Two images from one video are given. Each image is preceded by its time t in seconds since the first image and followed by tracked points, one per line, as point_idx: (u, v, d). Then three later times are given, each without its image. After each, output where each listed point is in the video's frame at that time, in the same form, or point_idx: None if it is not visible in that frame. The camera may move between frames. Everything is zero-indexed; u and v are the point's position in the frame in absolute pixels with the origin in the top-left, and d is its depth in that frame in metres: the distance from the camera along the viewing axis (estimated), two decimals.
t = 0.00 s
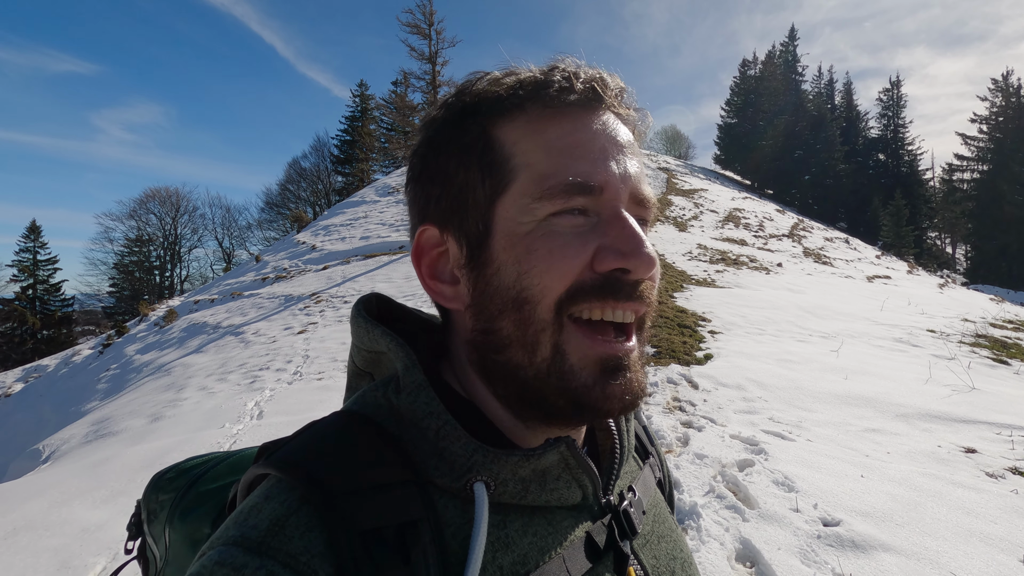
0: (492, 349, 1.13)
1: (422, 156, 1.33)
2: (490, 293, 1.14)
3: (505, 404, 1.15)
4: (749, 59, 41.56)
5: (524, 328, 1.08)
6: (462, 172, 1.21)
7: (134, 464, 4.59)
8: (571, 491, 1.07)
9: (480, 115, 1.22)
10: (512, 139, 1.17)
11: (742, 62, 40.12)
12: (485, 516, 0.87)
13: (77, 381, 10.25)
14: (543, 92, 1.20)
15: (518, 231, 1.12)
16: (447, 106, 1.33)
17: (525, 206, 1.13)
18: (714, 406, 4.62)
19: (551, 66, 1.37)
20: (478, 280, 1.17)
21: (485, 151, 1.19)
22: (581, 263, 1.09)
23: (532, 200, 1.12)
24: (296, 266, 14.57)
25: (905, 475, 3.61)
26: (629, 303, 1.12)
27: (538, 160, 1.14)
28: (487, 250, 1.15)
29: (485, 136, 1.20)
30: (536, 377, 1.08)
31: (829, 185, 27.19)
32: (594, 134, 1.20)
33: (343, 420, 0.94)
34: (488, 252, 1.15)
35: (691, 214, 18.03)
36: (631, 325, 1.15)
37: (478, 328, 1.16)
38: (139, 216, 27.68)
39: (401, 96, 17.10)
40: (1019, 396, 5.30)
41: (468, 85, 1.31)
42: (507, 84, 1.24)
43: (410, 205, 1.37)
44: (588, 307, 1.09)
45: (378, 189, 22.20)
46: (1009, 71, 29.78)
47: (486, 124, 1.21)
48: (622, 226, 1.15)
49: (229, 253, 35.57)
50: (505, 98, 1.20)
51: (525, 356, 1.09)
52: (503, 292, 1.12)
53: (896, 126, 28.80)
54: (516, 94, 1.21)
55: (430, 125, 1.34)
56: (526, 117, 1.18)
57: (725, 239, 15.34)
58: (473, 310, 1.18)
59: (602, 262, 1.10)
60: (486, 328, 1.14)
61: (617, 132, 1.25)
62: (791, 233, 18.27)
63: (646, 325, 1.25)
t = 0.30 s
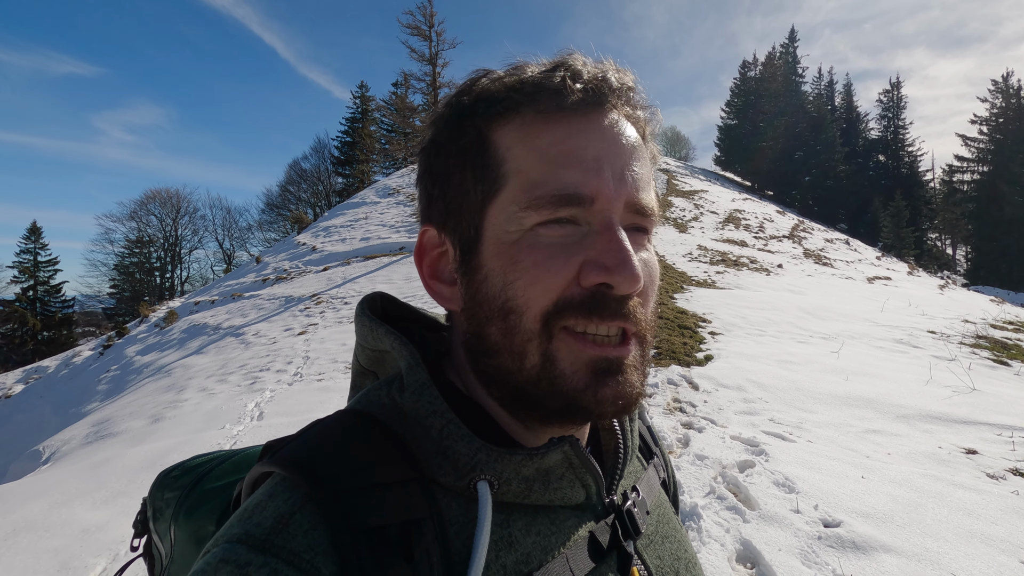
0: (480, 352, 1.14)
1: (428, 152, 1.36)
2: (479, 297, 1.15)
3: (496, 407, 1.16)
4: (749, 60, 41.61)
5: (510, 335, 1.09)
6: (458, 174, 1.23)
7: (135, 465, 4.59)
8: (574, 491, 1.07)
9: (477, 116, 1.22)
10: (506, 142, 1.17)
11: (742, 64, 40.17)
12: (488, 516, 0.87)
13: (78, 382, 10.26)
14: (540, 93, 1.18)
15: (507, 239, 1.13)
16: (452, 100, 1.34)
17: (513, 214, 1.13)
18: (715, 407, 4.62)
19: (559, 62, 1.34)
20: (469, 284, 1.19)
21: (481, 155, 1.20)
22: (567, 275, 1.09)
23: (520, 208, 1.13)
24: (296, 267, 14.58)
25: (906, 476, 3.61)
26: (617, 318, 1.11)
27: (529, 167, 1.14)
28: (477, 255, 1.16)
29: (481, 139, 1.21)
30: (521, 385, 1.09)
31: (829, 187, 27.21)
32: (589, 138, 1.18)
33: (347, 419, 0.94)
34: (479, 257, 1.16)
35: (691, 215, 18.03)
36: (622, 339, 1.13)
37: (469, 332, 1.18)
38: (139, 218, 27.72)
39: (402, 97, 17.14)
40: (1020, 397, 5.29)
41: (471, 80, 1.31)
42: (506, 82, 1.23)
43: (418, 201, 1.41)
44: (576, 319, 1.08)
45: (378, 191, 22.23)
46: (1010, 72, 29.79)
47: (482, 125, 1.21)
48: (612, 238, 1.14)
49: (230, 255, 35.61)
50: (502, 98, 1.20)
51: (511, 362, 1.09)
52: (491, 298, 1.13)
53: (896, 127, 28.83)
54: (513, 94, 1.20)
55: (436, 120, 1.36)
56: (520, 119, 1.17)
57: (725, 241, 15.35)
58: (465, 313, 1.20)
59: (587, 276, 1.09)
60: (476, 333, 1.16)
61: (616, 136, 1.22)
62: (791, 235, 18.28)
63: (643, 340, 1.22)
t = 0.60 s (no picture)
0: (470, 358, 1.16)
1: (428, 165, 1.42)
2: (466, 306, 1.17)
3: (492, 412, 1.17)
4: (749, 61, 41.61)
5: (495, 344, 1.10)
6: (450, 184, 1.27)
7: (135, 466, 4.58)
8: (580, 494, 1.07)
9: (465, 125, 1.25)
10: (489, 152, 1.19)
11: (742, 65, 40.21)
12: (495, 520, 0.87)
13: (77, 384, 10.24)
14: (520, 101, 1.19)
15: (489, 247, 1.14)
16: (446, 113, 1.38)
17: (495, 223, 1.15)
18: (715, 408, 4.61)
19: (547, 66, 1.34)
20: (459, 292, 1.21)
21: (468, 164, 1.23)
22: (545, 284, 1.08)
23: (501, 216, 1.14)
24: (296, 269, 14.56)
25: (907, 477, 3.60)
26: (600, 325, 1.08)
27: (510, 175, 1.15)
28: (465, 264, 1.19)
29: (468, 148, 1.23)
30: (506, 392, 1.09)
31: (829, 188, 27.20)
32: (567, 143, 1.17)
33: (354, 421, 0.94)
34: (467, 266, 1.18)
35: (691, 216, 18.03)
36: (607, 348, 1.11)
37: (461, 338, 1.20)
38: (139, 219, 27.69)
39: (402, 98, 17.15)
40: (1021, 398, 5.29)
41: (463, 90, 1.33)
42: (490, 91, 1.24)
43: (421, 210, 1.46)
44: (558, 327, 1.07)
45: (378, 192, 22.23)
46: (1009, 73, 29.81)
47: (467, 136, 1.24)
48: (592, 245, 1.13)
49: (230, 256, 35.60)
50: (485, 107, 1.22)
51: (496, 369, 1.10)
52: (477, 307, 1.14)
53: (896, 128, 28.85)
54: (496, 102, 1.21)
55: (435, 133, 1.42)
56: (501, 128, 1.19)
57: (725, 242, 15.34)
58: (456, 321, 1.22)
59: (565, 284, 1.09)
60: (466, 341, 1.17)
61: (599, 139, 1.21)
62: (791, 236, 18.28)
63: (633, 348, 1.19)
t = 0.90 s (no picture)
0: (476, 358, 1.17)
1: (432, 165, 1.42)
2: (472, 306, 1.17)
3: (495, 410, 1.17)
4: (748, 63, 41.66)
5: (501, 343, 1.10)
6: (456, 183, 1.26)
7: (135, 468, 4.58)
8: (581, 493, 1.08)
9: (471, 125, 1.25)
10: (497, 153, 1.19)
11: (742, 66, 40.27)
12: (496, 518, 0.88)
13: (78, 385, 10.25)
14: (528, 103, 1.19)
15: (496, 248, 1.15)
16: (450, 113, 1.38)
17: (502, 223, 1.15)
18: (715, 409, 4.61)
19: (553, 68, 1.35)
20: (465, 292, 1.21)
21: (475, 164, 1.23)
22: (553, 284, 1.09)
23: (509, 217, 1.14)
24: (296, 270, 14.57)
25: (907, 478, 3.60)
26: (605, 326, 1.10)
27: (518, 176, 1.16)
28: (471, 264, 1.19)
29: (475, 148, 1.23)
30: (512, 391, 1.10)
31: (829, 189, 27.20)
32: (574, 145, 1.18)
33: (356, 422, 0.94)
34: (472, 266, 1.18)
35: (691, 217, 18.03)
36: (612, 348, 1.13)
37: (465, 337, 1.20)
38: (139, 221, 27.72)
39: (402, 100, 17.17)
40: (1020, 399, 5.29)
41: (468, 91, 1.34)
42: (497, 93, 1.24)
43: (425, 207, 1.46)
44: (565, 328, 1.08)
45: (378, 193, 22.25)
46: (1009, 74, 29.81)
47: (473, 137, 1.24)
48: (599, 247, 1.14)
49: (230, 257, 35.62)
50: (492, 108, 1.22)
51: (503, 369, 1.10)
52: (483, 307, 1.15)
53: (896, 129, 28.86)
54: (503, 103, 1.21)
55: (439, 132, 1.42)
56: (508, 130, 1.19)
57: (725, 243, 15.33)
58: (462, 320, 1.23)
59: (572, 285, 1.10)
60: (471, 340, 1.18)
61: (606, 143, 1.22)
62: (791, 237, 18.27)
63: (638, 348, 1.20)
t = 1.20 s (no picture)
0: (501, 362, 1.14)
1: (445, 153, 1.32)
2: (499, 311, 1.15)
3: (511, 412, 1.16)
4: (748, 65, 41.81)
5: (532, 350, 1.09)
6: (482, 180, 1.20)
7: (134, 470, 4.57)
8: (585, 496, 1.07)
9: (504, 121, 1.18)
10: (533, 154, 1.13)
11: (741, 68, 40.39)
12: (500, 522, 0.87)
13: (77, 388, 10.24)
14: (569, 106, 1.15)
15: (529, 253, 1.11)
16: (473, 102, 1.29)
17: (538, 228, 1.11)
18: (715, 411, 4.61)
19: (587, 69, 1.31)
20: (490, 294, 1.17)
21: (506, 162, 1.17)
22: (589, 294, 1.09)
23: (545, 222, 1.11)
24: (296, 272, 14.58)
25: (907, 480, 3.59)
26: (640, 336, 1.11)
27: (557, 180, 1.12)
28: (499, 266, 1.15)
29: (507, 146, 1.17)
30: (540, 398, 1.09)
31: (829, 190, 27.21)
32: (616, 153, 1.15)
33: (357, 426, 0.94)
34: (501, 269, 1.14)
35: (691, 219, 18.06)
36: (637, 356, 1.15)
37: (486, 341, 1.17)
38: (140, 223, 27.78)
39: (402, 102, 17.22)
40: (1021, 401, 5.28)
41: (498, 82, 1.26)
42: (536, 90, 1.19)
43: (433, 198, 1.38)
44: (600, 338, 1.08)
45: (378, 195, 22.29)
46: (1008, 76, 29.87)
47: (505, 133, 1.17)
48: (637, 256, 1.13)
49: (230, 259, 35.67)
50: (528, 107, 1.16)
51: (532, 375, 1.09)
52: (513, 311, 1.12)
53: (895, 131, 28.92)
54: (542, 103, 1.16)
55: (457, 118, 1.32)
56: (548, 132, 1.14)
57: (725, 245, 15.35)
58: (483, 323, 1.19)
59: (611, 294, 1.10)
60: (495, 344, 1.15)
61: (642, 152, 1.20)
62: (791, 238, 18.30)
63: (658, 353, 1.22)
